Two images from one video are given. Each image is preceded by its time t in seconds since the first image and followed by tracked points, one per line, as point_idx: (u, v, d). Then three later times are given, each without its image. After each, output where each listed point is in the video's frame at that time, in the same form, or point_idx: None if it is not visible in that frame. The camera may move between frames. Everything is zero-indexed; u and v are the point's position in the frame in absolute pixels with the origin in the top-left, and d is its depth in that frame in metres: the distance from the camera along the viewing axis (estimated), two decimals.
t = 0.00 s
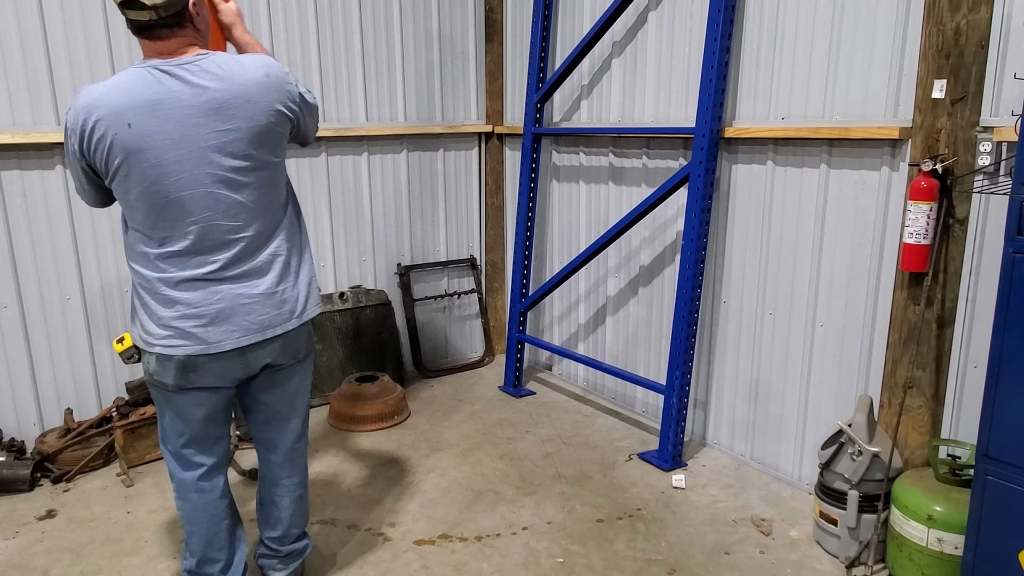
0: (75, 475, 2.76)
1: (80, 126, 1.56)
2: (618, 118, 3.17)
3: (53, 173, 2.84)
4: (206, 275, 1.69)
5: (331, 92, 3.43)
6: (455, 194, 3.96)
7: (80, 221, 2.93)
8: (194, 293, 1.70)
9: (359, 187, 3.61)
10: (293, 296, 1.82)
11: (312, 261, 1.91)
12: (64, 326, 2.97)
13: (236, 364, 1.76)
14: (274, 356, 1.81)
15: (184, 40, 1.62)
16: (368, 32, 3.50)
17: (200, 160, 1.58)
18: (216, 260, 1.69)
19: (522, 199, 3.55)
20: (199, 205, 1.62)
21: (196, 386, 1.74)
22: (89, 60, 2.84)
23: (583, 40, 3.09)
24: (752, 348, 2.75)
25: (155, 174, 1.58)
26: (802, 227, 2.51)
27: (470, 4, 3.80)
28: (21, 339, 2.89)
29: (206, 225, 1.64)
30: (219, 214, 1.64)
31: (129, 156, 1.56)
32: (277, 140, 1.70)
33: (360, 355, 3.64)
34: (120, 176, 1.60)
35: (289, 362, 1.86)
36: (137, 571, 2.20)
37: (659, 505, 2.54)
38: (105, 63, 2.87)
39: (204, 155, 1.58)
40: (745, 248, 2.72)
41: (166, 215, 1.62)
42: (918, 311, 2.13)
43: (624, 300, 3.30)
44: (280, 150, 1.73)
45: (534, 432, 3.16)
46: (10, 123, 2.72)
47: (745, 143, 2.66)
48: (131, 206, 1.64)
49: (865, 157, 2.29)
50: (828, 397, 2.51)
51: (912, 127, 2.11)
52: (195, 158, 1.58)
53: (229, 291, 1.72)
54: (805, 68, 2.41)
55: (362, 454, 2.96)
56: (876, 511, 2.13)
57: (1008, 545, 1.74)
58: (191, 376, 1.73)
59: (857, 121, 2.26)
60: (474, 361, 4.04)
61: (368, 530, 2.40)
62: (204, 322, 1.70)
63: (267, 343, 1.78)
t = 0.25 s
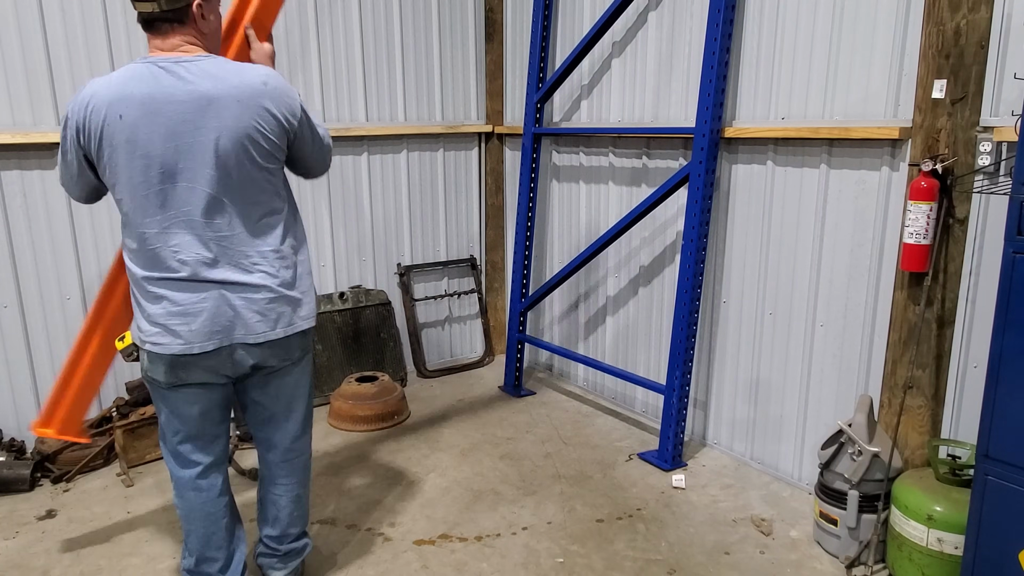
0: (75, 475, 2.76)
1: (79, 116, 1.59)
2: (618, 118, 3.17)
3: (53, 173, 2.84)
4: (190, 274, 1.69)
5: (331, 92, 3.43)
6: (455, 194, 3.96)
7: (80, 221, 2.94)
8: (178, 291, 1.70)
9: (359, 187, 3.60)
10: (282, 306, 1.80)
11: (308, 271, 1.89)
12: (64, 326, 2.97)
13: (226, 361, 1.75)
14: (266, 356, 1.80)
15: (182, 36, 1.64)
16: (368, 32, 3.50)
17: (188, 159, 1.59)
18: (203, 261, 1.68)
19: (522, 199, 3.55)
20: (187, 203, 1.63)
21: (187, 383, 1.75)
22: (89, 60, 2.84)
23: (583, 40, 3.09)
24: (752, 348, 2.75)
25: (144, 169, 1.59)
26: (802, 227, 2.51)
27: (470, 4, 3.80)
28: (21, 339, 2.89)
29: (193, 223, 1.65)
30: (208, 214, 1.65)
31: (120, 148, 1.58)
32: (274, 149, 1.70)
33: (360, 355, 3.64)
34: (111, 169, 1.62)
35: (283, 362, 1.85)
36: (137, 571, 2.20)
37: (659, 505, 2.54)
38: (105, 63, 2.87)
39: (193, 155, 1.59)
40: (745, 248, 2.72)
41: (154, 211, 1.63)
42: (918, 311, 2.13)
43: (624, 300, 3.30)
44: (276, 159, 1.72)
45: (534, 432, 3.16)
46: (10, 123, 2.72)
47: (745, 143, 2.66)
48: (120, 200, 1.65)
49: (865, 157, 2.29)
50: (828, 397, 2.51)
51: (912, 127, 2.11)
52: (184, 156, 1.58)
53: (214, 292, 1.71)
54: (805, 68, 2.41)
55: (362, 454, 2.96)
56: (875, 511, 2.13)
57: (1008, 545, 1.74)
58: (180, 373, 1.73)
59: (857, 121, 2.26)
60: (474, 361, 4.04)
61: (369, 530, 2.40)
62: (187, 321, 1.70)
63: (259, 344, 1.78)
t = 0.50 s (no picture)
0: (75, 475, 2.76)
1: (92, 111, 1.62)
2: (618, 118, 3.17)
3: (53, 173, 2.85)
4: (185, 274, 1.69)
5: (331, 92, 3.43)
6: (455, 194, 3.96)
7: (80, 221, 2.94)
8: (172, 290, 1.70)
9: (359, 187, 3.60)
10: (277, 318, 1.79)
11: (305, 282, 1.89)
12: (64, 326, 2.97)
13: (220, 359, 1.75)
14: (260, 356, 1.80)
15: (200, 39, 1.67)
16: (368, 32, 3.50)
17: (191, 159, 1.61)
18: (195, 261, 1.68)
19: (522, 199, 3.55)
20: (187, 203, 1.64)
21: (183, 380, 1.75)
22: (90, 60, 2.84)
23: (583, 40, 3.09)
24: (752, 348, 2.75)
25: (147, 166, 1.61)
26: (802, 227, 2.51)
27: (470, 4, 3.80)
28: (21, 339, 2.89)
29: (190, 223, 1.66)
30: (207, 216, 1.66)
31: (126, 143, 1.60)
32: (276, 158, 1.70)
33: (360, 355, 3.64)
34: (117, 164, 1.64)
35: (277, 363, 1.84)
36: (137, 571, 2.19)
37: (659, 505, 2.54)
38: (105, 63, 2.87)
39: (195, 155, 1.60)
40: (745, 248, 2.72)
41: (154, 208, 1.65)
42: (918, 311, 2.13)
43: (624, 300, 3.30)
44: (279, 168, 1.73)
45: (534, 432, 3.16)
46: (10, 123, 2.72)
47: (745, 143, 2.66)
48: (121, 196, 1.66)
49: (865, 157, 2.29)
50: (828, 397, 2.51)
51: (912, 127, 2.10)
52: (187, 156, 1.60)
53: (208, 294, 1.71)
54: (805, 68, 2.41)
55: (362, 454, 2.96)
56: (876, 511, 2.14)
57: (1008, 545, 1.74)
58: (176, 373, 1.74)
59: (857, 121, 2.26)
60: (474, 361, 4.04)
61: (369, 530, 2.40)
62: (180, 322, 1.70)
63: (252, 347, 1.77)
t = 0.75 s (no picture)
0: (75, 475, 2.76)
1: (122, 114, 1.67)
2: (618, 118, 3.17)
3: (52, 173, 2.84)
4: (201, 275, 1.71)
5: (331, 92, 3.43)
6: (455, 194, 3.96)
7: (80, 221, 2.94)
8: (188, 291, 1.72)
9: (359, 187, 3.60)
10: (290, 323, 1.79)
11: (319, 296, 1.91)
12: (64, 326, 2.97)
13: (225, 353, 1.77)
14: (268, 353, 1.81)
15: (236, 47, 1.75)
16: (368, 32, 3.50)
17: (213, 160, 1.64)
18: (210, 257, 1.70)
19: (522, 199, 3.55)
20: (208, 202, 1.67)
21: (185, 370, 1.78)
22: (89, 59, 2.84)
23: (583, 40, 3.09)
24: (753, 348, 2.75)
25: (172, 166, 1.65)
26: (802, 227, 2.51)
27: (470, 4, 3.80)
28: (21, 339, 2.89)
29: (209, 224, 1.68)
30: (225, 218, 1.68)
31: (152, 144, 1.64)
32: (295, 165, 1.73)
33: (360, 355, 3.64)
34: (142, 166, 1.68)
35: (279, 362, 1.84)
36: (137, 571, 2.19)
37: (659, 505, 2.54)
38: (105, 63, 2.87)
39: (218, 155, 1.64)
40: (745, 248, 2.72)
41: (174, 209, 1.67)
42: (918, 311, 2.13)
43: (624, 300, 3.30)
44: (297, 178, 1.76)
45: (534, 432, 3.16)
46: (10, 123, 2.71)
47: (745, 143, 2.66)
48: (143, 198, 1.69)
49: (865, 157, 2.29)
50: (828, 397, 2.51)
51: (912, 127, 2.10)
52: (209, 156, 1.63)
53: (226, 295, 1.73)
54: (805, 68, 2.41)
55: (362, 454, 2.96)
56: (876, 511, 2.14)
57: (1008, 545, 1.74)
58: (189, 367, 1.77)
59: (857, 121, 2.26)
60: (474, 361, 4.04)
61: (368, 530, 2.40)
62: (191, 314, 1.72)
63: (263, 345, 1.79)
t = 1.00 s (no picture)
0: (75, 475, 2.76)
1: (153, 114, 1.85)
2: (618, 118, 3.17)
3: (52, 173, 2.84)
4: (224, 259, 1.85)
5: (331, 92, 3.43)
6: (455, 194, 3.96)
7: (80, 222, 2.94)
8: (212, 275, 1.87)
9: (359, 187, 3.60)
10: (305, 306, 1.91)
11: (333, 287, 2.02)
12: (64, 326, 2.96)
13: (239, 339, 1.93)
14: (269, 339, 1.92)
15: (263, 56, 1.92)
16: (368, 32, 3.50)
17: (236, 153, 1.80)
18: (227, 240, 1.85)
19: (522, 199, 3.55)
20: (227, 189, 1.83)
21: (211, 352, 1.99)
22: (89, 59, 2.84)
23: (583, 40, 3.09)
24: (752, 348, 2.75)
25: (196, 158, 1.81)
26: (802, 227, 2.51)
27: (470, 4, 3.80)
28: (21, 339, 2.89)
29: (231, 212, 1.84)
30: (245, 206, 1.83)
31: (178, 139, 1.81)
32: (312, 159, 1.87)
33: (360, 355, 3.65)
34: (169, 159, 1.84)
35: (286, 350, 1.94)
36: (137, 571, 2.19)
37: (659, 505, 2.54)
38: (105, 63, 2.87)
39: (236, 146, 1.80)
40: (745, 248, 2.72)
41: (201, 199, 1.83)
42: (918, 311, 2.13)
43: (623, 300, 3.30)
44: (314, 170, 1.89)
45: (534, 432, 3.16)
46: (10, 123, 2.71)
47: (745, 143, 2.66)
48: (173, 190, 1.87)
49: (865, 157, 2.29)
50: (828, 397, 2.51)
51: (912, 127, 2.10)
52: (233, 150, 1.80)
53: (242, 276, 1.86)
54: (805, 68, 2.41)
55: (362, 454, 2.96)
56: (875, 511, 2.14)
57: (1008, 545, 1.74)
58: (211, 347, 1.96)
59: (857, 121, 2.26)
60: (474, 362, 4.04)
61: (368, 530, 2.40)
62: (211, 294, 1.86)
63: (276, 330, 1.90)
